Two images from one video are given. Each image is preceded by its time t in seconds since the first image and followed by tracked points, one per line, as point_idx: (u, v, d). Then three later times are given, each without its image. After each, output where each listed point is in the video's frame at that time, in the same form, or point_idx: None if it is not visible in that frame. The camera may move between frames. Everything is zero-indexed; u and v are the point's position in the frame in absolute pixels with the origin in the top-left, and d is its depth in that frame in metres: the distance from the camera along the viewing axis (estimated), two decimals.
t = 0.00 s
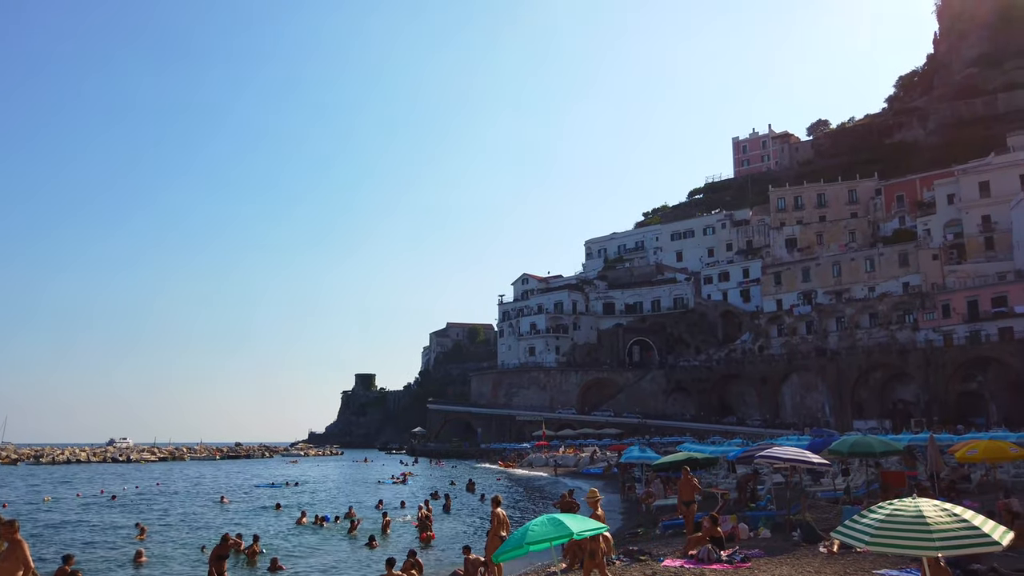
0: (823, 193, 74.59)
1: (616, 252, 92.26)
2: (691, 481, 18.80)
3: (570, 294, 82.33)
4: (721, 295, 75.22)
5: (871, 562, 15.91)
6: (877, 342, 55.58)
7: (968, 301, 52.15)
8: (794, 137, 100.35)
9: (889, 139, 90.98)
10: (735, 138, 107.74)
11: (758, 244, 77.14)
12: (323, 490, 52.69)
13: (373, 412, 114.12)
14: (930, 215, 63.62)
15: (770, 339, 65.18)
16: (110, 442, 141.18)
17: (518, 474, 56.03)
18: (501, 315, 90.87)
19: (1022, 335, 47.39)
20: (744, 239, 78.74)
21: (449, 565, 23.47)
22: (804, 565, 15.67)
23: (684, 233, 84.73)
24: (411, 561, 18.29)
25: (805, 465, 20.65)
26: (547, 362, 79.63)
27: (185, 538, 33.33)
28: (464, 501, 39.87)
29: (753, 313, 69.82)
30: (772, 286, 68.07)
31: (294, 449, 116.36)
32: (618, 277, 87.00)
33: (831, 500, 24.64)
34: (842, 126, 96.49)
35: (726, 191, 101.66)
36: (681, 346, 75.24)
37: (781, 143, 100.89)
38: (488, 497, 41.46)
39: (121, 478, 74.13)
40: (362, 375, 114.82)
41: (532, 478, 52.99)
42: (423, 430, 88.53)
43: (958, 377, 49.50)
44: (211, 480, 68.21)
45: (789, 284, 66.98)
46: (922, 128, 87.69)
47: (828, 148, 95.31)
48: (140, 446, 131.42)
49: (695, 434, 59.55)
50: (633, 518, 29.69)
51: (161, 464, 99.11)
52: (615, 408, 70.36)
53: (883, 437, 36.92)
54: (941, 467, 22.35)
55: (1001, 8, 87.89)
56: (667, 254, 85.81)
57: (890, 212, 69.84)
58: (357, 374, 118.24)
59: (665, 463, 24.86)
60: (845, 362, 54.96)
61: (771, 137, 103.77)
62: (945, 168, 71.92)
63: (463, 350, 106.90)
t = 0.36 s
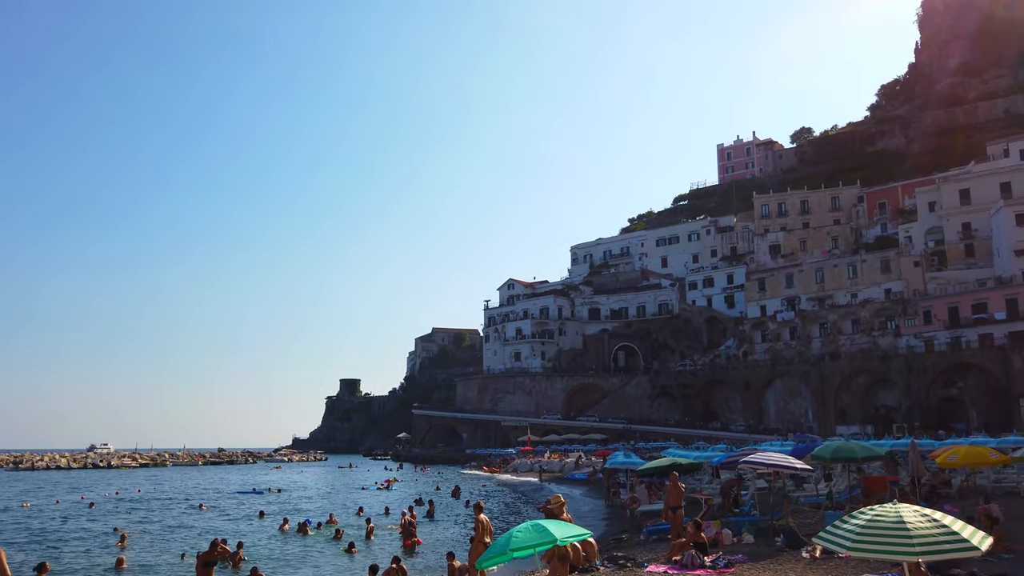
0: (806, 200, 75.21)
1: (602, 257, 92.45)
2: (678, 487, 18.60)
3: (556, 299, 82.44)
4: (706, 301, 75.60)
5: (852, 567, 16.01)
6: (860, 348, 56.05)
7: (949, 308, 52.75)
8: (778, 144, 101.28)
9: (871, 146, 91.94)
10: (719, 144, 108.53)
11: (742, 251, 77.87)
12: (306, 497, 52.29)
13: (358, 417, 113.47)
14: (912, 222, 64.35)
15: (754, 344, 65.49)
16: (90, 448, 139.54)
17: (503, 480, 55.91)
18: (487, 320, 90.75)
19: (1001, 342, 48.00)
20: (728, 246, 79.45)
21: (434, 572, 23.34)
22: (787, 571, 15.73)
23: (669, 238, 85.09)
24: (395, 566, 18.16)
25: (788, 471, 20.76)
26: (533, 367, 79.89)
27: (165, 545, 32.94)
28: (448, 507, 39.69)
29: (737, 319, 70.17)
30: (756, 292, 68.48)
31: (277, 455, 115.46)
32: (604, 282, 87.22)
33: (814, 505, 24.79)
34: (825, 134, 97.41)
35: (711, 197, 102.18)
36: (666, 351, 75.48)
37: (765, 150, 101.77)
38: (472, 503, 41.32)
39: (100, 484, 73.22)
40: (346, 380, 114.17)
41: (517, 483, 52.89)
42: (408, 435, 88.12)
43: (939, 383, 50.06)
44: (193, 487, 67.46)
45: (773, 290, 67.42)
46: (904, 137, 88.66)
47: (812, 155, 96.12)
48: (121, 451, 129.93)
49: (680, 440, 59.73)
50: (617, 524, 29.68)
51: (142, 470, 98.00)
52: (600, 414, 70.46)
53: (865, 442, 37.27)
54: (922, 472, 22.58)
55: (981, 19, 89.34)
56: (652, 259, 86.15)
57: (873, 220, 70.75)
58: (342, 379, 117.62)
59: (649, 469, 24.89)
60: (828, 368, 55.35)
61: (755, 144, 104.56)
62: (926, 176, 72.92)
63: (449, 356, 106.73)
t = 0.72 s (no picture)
0: (787, 207, 75.87)
1: (585, 263, 92.72)
2: (664, 492, 18.51)
3: (539, 305, 82.47)
4: (688, 307, 75.97)
5: (831, 573, 16.11)
6: (839, 354, 56.58)
7: (927, 315, 53.44)
8: (760, 152, 102.18)
9: (850, 154, 92.97)
10: (702, 152, 109.29)
11: (724, 257, 78.43)
12: (287, 503, 51.86)
13: (339, 423, 112.77)
14: (890, 229, 65.15)
15: (735, 350, 65.89)
16: (67, 454, 137.59)
17: (485, 486, 55.77)
18: (470, 325, 90.60)
19: (978, 348, 48.64)
20: (710, 252, 80.10)
21: None
22: None
23: (652, 245, 85.50)
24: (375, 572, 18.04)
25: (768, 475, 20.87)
26: (516, 373, 79.72)
27: (142, 553, 32.52)
28: (430, 514, 39.49)
29: (719, 325, 70.56)
30: (737, 298, 68.98)
31: (258, 462, 114.42)
32: (587, 288, 87.46)
33: (794, 510, 24.97)
34: (805, 141, 98.46)
35: (693, 204, 102.82)
36: (649, 356, 75.76)
37: (747, 157, 102.63)
38: (454, 510, 41.14)
39: (77, 491, 72.22)
40: (329, 386, 113.51)
41: (499, 489, 52.77)
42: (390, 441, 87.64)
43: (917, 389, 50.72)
44: (172, 493, 66.69)
45: (754, 296, 67.89)
46: (883, 145, 89.70)
47: (793, 162, 97.05)
48: (99, 458, 128.23)
49: (663, 445, 59.93)
50: (599, 530, 29.70)
51: (121, 477, 96.79)
52: (583, 419, 70.59)
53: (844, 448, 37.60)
54: (901, 477, 22.80)
55: (958, 30, 90.75)
56: (635, 265, 86.49)
57: (852, 227, 71.62)
58: (324, 384, 116.95)
59: (631, 475, 24.92)
60: (808, 374, 55.79)
61: (736, 151, 105.51)
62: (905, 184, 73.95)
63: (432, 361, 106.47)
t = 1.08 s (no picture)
0: (766, 214, 76.54)
1: (566, 269, 92.93)
2: (643, 497, 18.48)
3: (520, 311, 82.67)
4: (669, 313, 76.33)
5: None
6: (818, 360, 57.12)
7: (903, 321, 54.13)
8: (739, 159, 103.10)
9: (828, 162, 93.98)
10: (682, 159, 110.07)
11: (704, 264, 79.00)
12: (265, 510, 51.38)
13: (319, 429, 111.91)
14: (867, 237, 65.98)
15: (715, 356, 66.28)
16: (41, 461, 135.33)
17: (466, 492, 55.55)
18: (451, 330, 90.41)
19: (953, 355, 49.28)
20: (690, 259, 80.58)
21: None
22: None
23: (633, 251, 85.85)
24: None
25: (746, 481, 21.00)
26: (497, 378, 79.62)
27: (116, 561, 32.03)
28: (409, 520, 39.30)
29: (699, 331, 70.93)
30: (717, 305, 69.41)
31: (236, 468, 113.22)
32: (568, 294, 87.61)
33: (772, 515, 25.13)
34: (785, 150, 99.54)
35: (674, 210, 103.47)
36: (630, 362, 76.01)
37: (727, 165, 103.49)
38: (434, 516, 40.94)
39: (51, 499, 71.02)
40: (308, 392, 112.65)
41: (480, 495, 52.57)
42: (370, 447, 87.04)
43: (894, 395, 51.33)
44: (147, 501, 65.73)
45: (734, 302, 68.34)
46: (860, 154, 90.89)
47: (772, 170, 97.99)
48: (73, 464, 126.26)
49: (643, 451, 60.11)
50: (578, 536, 29.67)
51: (96, 484, 95.36)
52: (564, 425, 70.71)
53: (822, 453, 37.90)
54: (877, 481, 22.99)
55: (934, 40, 92.25)
56: (616, 271, 86.82)
57: (830, 234, 72.48)
58: (304, 390, 116.12)
59: (611, 480, 24.92)
60: (787, 380, 56.23)
61: (716, 158, 106.55)
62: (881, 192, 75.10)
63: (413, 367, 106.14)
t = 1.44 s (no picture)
0: (745, 221, 77.23)
1: (547, 274, 93.10)
2: (621, 503, 18.48)
3: (501, 316, 82.46)
4: (649, 319, 76.45)
5: None
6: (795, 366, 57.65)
7: (878, 328, 54.79)
8: (719, 166, 104.01)
9: (806, 171, 94.93)
10: (662, 165, 110.83)
11: (683, 270, 79.49)
12: (241, 517, 50.83)
13: (297, 435, 110.93)
14: (844, 244, 66.78)
15: (694, 362, 66.68)
16: (13, 467, 132.93)
17: (445, 497, 55.31)
18: (432, 335, 90.09)
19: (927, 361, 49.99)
20: (670, 265, 81.17)
21: None
22: None
23: (613, 256, 86.23)
24: None
25: (723, 486, 21.14)
26: (477, 383, 79.49)
27: (88, 569, 31.53)
28: (387, 526, 39.04)
29: (679, 336, 71.31)
30: (696, 311, 69.84)
31: (212, 474, 111.89)
32: (549, 299, 87.70)
33: (749, 520, 25.31)
34: (763, 158, 100.58)
35: (654, 217, 104.01)
36: (609, 368, 76.22)
37: (706, 172, 104.35)
38: (412, 522, 40.69)
39: (22, 506, 69.77)
40: (287, 396, 111.62)
41: (459, 501, 52.34)
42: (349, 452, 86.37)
43: (869, 401, 51.90)
44: (121, 507, 64.77)
45: (712, 308, 68.84)
46: (837, 162, 92.04)
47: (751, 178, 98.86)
48: (45, 470, 124.14)
49: (623, 456, 60.30)
50: (557, 540, 29.67)
51: (68, 490, 93.75)
52: (544, 430, 70.78)
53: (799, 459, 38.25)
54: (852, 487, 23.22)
55: (909, 51, 93.81)
56: (597, 277, 87.11)
57: (808, 241, 73.34)
58: (282, 395, 115.10)
59: (590, 485, 24.92)
60: (765, 386, 56.66)
61: (696, 166, 107.56)
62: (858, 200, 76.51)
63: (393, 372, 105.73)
